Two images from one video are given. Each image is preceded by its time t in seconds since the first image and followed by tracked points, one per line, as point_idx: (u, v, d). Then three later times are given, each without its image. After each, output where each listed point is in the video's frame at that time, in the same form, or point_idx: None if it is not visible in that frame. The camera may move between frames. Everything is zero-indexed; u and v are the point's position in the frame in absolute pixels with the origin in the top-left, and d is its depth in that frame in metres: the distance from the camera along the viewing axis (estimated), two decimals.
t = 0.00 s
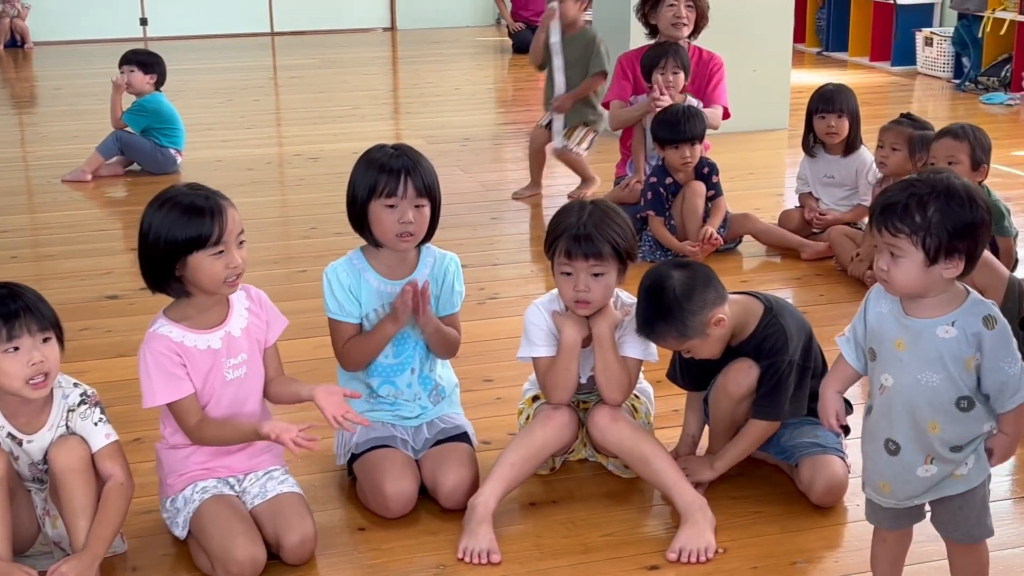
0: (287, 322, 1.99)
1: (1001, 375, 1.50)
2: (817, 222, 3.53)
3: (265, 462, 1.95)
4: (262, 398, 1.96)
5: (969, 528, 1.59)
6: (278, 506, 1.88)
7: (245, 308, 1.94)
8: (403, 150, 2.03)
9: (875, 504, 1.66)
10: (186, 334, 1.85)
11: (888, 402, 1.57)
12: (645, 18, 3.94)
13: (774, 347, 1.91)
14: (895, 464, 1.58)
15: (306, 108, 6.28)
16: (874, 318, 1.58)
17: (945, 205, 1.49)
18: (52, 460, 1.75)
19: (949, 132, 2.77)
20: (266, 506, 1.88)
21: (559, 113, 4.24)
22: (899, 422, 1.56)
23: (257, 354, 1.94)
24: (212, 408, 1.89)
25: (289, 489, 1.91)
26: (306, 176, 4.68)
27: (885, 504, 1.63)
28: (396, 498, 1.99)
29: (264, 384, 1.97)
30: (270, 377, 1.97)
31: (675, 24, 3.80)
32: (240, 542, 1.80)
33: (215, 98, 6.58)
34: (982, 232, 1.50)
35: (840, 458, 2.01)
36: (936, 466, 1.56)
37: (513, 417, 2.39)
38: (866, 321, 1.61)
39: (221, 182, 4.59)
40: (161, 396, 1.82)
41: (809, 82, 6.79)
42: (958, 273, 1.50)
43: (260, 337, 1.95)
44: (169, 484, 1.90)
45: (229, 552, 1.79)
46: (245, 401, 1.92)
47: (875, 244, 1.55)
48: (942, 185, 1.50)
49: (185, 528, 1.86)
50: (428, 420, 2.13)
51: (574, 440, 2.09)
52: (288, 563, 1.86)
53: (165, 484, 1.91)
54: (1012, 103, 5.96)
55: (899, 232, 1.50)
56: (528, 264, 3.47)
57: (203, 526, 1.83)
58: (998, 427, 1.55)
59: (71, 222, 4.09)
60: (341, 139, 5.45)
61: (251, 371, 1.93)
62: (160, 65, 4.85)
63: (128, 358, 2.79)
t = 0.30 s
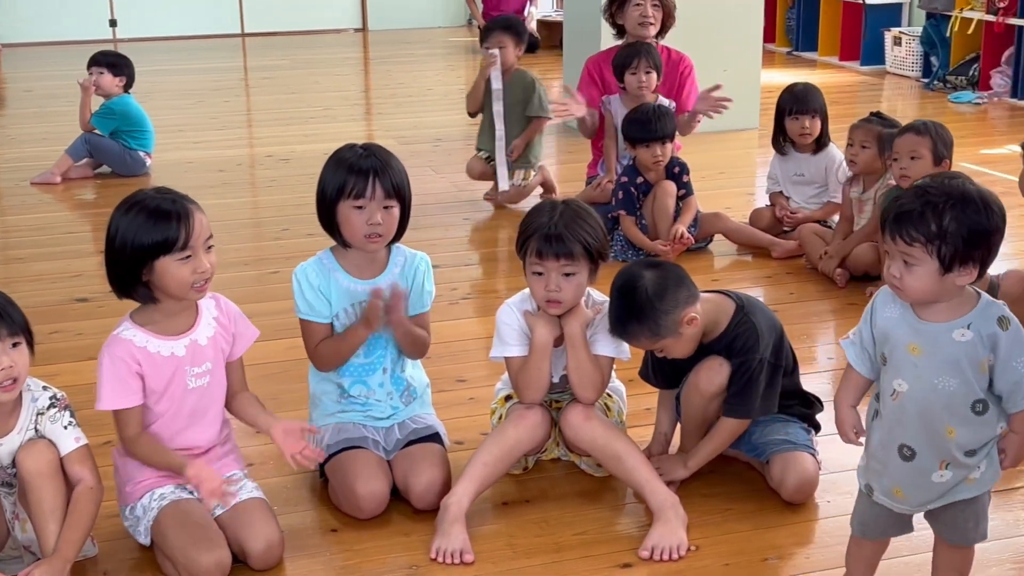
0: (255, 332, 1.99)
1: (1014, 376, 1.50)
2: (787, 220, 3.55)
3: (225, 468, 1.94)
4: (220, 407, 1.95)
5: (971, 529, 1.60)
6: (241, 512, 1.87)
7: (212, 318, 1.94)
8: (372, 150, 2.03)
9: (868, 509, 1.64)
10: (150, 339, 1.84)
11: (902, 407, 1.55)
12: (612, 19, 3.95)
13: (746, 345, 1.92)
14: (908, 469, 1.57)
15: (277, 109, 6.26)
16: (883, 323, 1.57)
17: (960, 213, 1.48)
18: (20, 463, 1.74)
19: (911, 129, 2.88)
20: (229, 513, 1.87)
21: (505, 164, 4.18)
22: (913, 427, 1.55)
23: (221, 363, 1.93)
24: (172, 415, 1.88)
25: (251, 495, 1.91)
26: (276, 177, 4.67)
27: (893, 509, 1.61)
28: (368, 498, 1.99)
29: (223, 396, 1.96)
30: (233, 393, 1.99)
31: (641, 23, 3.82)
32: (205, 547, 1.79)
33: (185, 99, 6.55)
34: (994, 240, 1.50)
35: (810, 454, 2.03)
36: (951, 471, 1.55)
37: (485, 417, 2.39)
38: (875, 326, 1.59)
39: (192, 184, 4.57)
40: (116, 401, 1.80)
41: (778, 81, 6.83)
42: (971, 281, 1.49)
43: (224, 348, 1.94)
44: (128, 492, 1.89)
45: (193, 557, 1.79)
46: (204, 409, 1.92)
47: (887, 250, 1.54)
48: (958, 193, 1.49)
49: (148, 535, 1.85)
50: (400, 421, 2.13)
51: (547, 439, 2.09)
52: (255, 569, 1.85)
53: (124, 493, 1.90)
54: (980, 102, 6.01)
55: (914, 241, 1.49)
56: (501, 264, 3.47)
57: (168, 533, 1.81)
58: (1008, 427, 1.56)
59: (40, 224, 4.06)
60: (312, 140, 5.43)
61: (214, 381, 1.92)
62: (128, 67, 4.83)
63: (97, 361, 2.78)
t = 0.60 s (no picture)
0: (235, 334, 1.98)
1: (996, 374, 1.54)
2: (756, 218, 3.57)
3: (203, 467, 1.93)
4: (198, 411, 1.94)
5: (952, 526, 1.63)
6: (217, 511, 1.86)
7: (189, 320, 1.92)
8: (338, 152, 2.02)
9: (854, 519, 1.62)
10: (117, 343, 1.83)
11: (897, 415, 1.55)
12: (574, 20, 3.97)
13: (716, 345, 1.93)
14: (903, 475, 1.57)
15: (247, 110, 6.23)
16: (872, 331, 1.55)
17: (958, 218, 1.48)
18: None
19: (871, 126, 2.91)
20: (204, 512, 1.86)
21: (454, 153, 4.12)
22: (910, 433, 1.55)
23: (197, 366, 1.92)
24: (143, 417, 1.87)
25: (227, 493, 1.88)
26: (246, 178, 4.65)
27: (882, 515, 1.61)
28: (338, 499, 1.99)
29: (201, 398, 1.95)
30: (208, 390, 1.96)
31: (602, 25, 3.83)
32: (179, 547, 1.78)
33: (154, 100, 6.51)
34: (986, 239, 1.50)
35: (778, 451, 2.04)
36: (943, 474, 1.57)
37: (456, 417, 2.39)
38: (859, 334, 1.57)
39: (161, 185, 4.54)
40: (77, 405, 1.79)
41: (748, 81, 6.86)
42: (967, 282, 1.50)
43: (201, 351, 1.93)
44: (106, 490, 1.87)
45: (167, 558, 1.77)
46: (181, 412, 1.90)
47: (885, 259, 1.51)
48: (954, 198, 1.49)
49: (123, 535, 1.84)
50: (370, 421, 2.12)
51: (517, 439, 2.09)
52: (229, 568, 1.85)
53: (101, 491, 1.88)
54: (947, 101, 6.06)
55: (922, 252, 1.47)
56: (472, 264, 3.47)
57: (141, 535, 1.80)
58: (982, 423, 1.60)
59: (7, 226, 4.02)
60: (282, 140, 5.41)
61: (190, 385, 1.91)
62: (94, 68, 4.80)
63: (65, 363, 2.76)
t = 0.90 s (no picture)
0: (206, 334, 1.96)
1: (937, 375, 1.51)
2: (725, 216, 3.59)
3: (167, 469, 1.92)
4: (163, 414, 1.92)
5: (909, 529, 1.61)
6: (182, 515, 1.85)
7: (158, 321, 1.91)
8: (305, 152, 2.02)
9: (812, 533, 1.60)
10: (85, 341, 1.82)
11: (847, 427, 1.52)
12: (542, 19, 3.97)
13: (682, 341, 1.94)
14: (856, 487, 1.55)
15: (216, 110, 6.20)
16: (815, 344, 1.51)
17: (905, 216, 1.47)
18: None
19: (836, 124, 2.93)
20: (169, 515, 1.85)
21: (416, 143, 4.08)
22: (860, 444, 1.53)
23: (164, 368, 1.91)
24: (109, 417, 1.85)
25: (191, 496, 1.88)
26: (216, 178, 4.63)
27: (838, 526, 1.59)
28: (307, 500, 1.98)
29: (167, 400, 1.94)
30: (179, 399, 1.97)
31: (568, 24, 3.83)
32: (144, 550, 1.77)
33: (122, 100, 6.47)
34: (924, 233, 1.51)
35: (746, 448, 2.04)
36: (896, 481, 1.55)
37: (426, 416, 2.39)
38: (801, 348, 1.53)
39: (130, 185, 4.51)
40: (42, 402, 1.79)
41: (717, 79, 6.89)
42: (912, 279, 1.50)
43: (169, 352, 1.92)
44: (67, 493, 1.86)
45: (132, 561, 1.76)
46: (146, 414, 1.89)
47: (843, 265, 1.47)
48: (898, 196, 1.48)
49: (86, 539, 1.82)
50: (339, 421, 2.12)
51: (487, 438, 2.09)
52: (196, 570, 1.84)
53: (63, 494, 1.87)
54: (914, 99, 6.10)
55: (884, 253, 1.45)
56: (442, 263, 3.47)
57: (105, 538, 1.79)
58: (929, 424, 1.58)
59: None
60: (252, 140, 5.39)
61: (157, 386, 1.89)
62: (58, 69, 4.76)
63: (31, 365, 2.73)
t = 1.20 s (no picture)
0: (171, 330, 1.95)
1: (870, 371, 1.53)
2: (691, 213, 3.60)
3: (134, 469, 1.90)
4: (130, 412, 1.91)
5: (863, 535, 1.61)
6: (148, 514, 1.84)
7: (124, 318, 1.90)
8: (262, 150, 2.01)
9: (758, 535, 1.60)
10: (52, 339, 1.81)
11: (784, 430, 1.53)
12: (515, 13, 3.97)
13: (646, 335, 1.94)
14: (796, 490, 1.56)
15: (181, 108, 6.16)
16: (746, 350, 1.52)
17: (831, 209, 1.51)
18: None
19: (808, 119, 2.95)
20: (135, 515, 1.84)
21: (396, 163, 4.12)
22: (797, 447, 1.54)
23: (131, 365, 1.90)
24: (76, 416, 1.84)
25: (158, 496, 1.87)
26: (181, 177, 4.60)
27: (781, 530, 1.60)
28: (274, 499, 1.98)
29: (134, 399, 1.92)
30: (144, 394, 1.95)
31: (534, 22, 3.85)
32: (110, 551, 1.76)
33: (86, 99, 6.41)
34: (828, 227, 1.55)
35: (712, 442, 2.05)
36: (836, 482, 1.56)
37: (393, 414, 2.39)
38: (732, 355, 1.53)
39: (94, 185, 4.48)
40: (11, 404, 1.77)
41: (684, 76, 6.91)
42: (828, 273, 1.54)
43: (136, 349, 1.91)
44: (34, 496, 1.84)
45: (98, 562, 1.75)
46: (113, 412, 1.87)
47: (798, 265, 1.46)
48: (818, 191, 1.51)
49: (52, 540, 1.81)
50: (306, 419, 2.11)
51: (453, 435, 2.09)
52: (163, 571, 1.83)
53: (29, 497, 1.85)
54: (878, 95, 6.15)
55: (835, 246, 1.47)
56: (410, 260, 3.46)
57: (70, 539, 1.77)
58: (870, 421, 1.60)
59: None
60: (217, 139, 5.36)
61: (124, 384, 1.88)
62: (19, 67, 4.72)
63: None
